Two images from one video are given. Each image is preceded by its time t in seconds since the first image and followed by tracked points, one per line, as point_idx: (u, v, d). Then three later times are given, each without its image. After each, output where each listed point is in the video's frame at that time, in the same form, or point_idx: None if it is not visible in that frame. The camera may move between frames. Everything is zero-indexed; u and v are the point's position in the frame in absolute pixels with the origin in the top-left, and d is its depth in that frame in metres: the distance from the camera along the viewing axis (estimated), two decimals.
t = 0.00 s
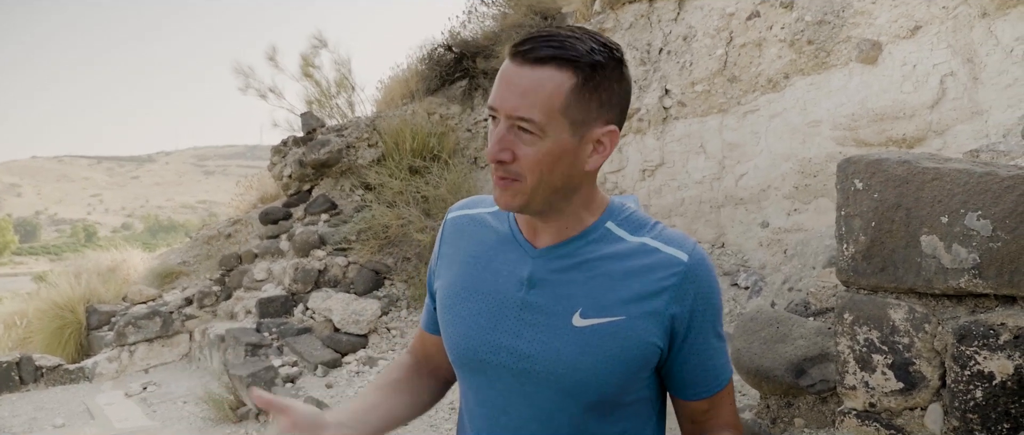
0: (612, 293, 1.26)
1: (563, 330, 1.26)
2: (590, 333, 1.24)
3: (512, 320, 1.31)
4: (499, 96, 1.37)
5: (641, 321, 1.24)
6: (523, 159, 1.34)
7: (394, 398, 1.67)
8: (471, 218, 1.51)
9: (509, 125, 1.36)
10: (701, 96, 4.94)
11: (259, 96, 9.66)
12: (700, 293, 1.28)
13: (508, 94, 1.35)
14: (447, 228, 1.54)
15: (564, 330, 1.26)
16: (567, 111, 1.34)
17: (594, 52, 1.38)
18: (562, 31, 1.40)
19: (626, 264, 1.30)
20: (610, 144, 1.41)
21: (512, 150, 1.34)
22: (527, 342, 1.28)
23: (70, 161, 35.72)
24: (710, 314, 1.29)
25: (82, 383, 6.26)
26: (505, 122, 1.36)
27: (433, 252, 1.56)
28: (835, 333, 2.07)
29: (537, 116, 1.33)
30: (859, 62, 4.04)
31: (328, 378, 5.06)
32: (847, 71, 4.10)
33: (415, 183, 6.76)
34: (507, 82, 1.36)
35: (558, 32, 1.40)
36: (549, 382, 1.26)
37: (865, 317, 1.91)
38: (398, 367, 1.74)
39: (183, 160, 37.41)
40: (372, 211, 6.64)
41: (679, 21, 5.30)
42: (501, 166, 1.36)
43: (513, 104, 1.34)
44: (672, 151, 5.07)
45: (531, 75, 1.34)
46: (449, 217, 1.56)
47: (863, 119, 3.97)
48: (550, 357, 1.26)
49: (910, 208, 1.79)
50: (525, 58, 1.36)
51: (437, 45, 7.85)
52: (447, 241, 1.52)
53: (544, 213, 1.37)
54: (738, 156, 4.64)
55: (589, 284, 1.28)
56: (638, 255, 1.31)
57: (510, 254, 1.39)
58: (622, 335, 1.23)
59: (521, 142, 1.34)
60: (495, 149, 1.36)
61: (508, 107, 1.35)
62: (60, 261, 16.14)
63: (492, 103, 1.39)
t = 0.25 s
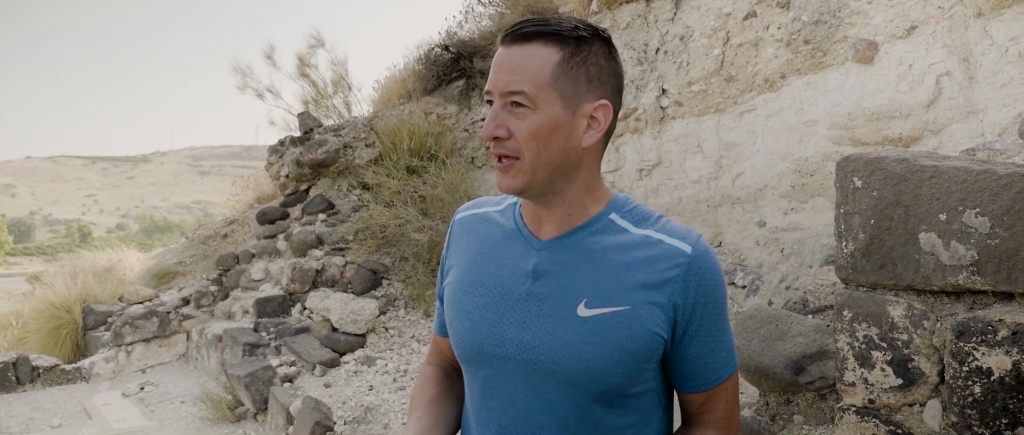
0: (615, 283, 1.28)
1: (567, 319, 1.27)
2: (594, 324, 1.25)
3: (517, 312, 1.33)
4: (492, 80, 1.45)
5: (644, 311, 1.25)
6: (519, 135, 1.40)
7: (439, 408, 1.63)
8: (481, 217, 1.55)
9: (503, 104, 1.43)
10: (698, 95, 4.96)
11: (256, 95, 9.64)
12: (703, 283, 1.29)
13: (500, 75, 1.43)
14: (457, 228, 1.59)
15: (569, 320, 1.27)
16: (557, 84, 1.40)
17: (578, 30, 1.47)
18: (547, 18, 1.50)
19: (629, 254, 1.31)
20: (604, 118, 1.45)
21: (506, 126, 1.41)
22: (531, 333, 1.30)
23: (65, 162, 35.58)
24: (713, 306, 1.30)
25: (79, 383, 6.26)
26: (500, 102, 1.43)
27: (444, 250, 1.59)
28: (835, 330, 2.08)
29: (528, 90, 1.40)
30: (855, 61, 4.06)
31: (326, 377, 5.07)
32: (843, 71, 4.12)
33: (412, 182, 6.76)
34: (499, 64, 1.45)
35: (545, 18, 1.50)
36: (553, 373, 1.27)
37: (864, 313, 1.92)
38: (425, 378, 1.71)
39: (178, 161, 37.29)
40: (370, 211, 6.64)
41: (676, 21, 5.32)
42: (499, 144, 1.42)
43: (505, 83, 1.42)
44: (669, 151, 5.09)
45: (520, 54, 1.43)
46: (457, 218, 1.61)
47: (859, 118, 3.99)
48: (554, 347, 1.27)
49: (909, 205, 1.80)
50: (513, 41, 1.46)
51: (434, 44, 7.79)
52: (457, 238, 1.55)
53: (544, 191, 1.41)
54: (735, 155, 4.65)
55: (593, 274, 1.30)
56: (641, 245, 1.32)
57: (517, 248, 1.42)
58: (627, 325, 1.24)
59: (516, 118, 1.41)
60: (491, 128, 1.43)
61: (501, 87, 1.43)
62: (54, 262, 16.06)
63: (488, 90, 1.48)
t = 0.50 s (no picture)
0: (618, 273, 1.29)
1: (570, 309, 1.29)
2: (597, 313, 1.27)
3: (523, 303, 1.36)
4: (495, 77, 1.52)
5: (647, 300, 1.26)
6: (521, 127, 1.45)
7: (448, 399, 1.66)
8: (490, 214, 1.58)
9: (506, 99, 1.49)
10: (695, 96, 4.98)
11: (253, 95, 9.61)
12: (708, 273, 1.30)
13: (502, 72, 1.50)
14: (466, 225, 1.62)
15: (573, 310, 1.29)
16: (556, 76, 1.46)
17: (575, 26, 1.53)
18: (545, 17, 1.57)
19: (632, 245, 1.33)
20: (604, 108, 1.50)
21: (509, 119, 1.47)
22: (536, 324, 1.32)
23: (59, 162, 35.43)
24: (719, 296, 1.31)
25: (76, 383, 6.25)
26: (503, 98, 1.50)
27: (453, 247, 1.63)
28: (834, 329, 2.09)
29: (529, 83, 1.46)
30: (851, 62, 4.08)
31: (324, 377, 5.07)
32: (840, 72, 4.14)
33: (410, 183, 6.76)
34: (501, 62, 1.52)
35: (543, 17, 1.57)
36: (559, 364, 1.28)
37: (863, 311, 1.94)
38: (429, 372, 1.72)
39: (174, 161, 37.17)
40: (367, 211, 6.63)
41: (674, 22, 5.34)
42: (503, 138, 1.48)
43: (507, 78, 1.49)
44: (666, 151, 5.10)
45: (520, 51, 1.50)
46: (466, 215, 1.64)
47: (856, 119, 4.01)
48: (559, 338, 1.29)
49: (908, 204, 1.81)
50: (514, 40, 1.53)
51: (431, 45, 7.76)
52: (465, 235, 1.58)
53: (548, 180, 1.45)
54: (733, 156, 4.67)
55: (596, 264, 1.32)
56: (644, 237, 1.34)
57: (523, 242, 1.45)
58: (630, 315, 1.25)
59: (518, 111, 1.46)
60: (496, 122, 1.49)
61: (503, 83, 1.50)
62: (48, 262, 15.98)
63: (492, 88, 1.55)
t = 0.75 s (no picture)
0: (621, 269, 1.31)
1: (574, 304, 1.31)
2: (600, 308, 1.28)
3: (526, 299, 1.37)
4: (500, 76, 1.54)
5: (650, 294, 1.28)
6: (525, 125, 1.47)
7: (448, 396, 1.66)
8: (492, 212, 1.59)
9: (510, 98, 1.51)
10: (691, 97, 4.99)
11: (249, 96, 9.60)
12: (710, 268, 1.31)
13: (506, 70, 1.52)
14: (468, 223, 1.63)
15: (576, 305, 1.30)
16: (559, 74, 1.48)
17: (578, 25, 1.55)
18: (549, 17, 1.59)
19: (635, 240, 1.35)
20: (607, 105, 1.52)
21: (514, 117, 1.49)
22: (539, 319, 1.33)
23: (53, 163, 35.28)
24: (721, 291, 1.32)
25: (72, 384, 6.22)
26: (507, 96, 1.52)
27: (456, 244, 1.64)
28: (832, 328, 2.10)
29: (533, 82, 1.48)
30: (847, 63, 4.10)
31: (322, 378, 5.06)
32: (836, 73, 4.16)
33: (407, 183, 6.76)
34: (505, 61, 1.54)
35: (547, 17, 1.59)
36: (562, 358, 1.30)
37: (862, 311, 1.94)
38: (430, 368, 1.72)
39: (168, 161, 37.03)
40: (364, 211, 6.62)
41: (670, 23, 5.36)
42: (507, 136, 1.50)
43: (511, 77, 1.51)
44: (663, 152, 5.11)
45: (524, 50, 1.52)
46: (469, 213, 1.65)
47: (852, 120, 4.02)
48: (562, 332, 1.30)
49: (906, 204, 1.83)
50: (518, 39, 1.55)
51: (428, 46, 7.75)
52: (468, 233, 1.60)
53: (551, 177, 1.48)
54: (729, 156, 4.67)
55: (599, 260, 1.34)
56: (647, 232, 1.36)
57: (526, 239, 1.46)
58: (633, 309, 1.27)
59: (522, 110, 1.49)
60: (500, 120, 1.51)
61: (507, 81, 1.52)
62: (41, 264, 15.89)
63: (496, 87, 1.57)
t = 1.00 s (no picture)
0: (619, 262, 1.33)
1: (572, 298, 1.32)
2: (598, 301, 1.30)
3: (524, 293, 1.38)
4: (497, 73, 1.56)
5: (648, 287, 1.29)
6: (524, 120, 1.49)
7: (440, 390, 1.66)
8: (490, 208, 1.61)
9: (508, 94, 1.53)
10: (685, 97, 5.02)
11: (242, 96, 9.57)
12: (706, 261, 1.33)
13: (504, 67, 1.54)
14: (465, 220, 1.64)
15: (575, 299, 1.32)
16: (556, 70, 1.50)
17: (573, 22, 1.58)
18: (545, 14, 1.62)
19: (632, 234, 1.37)
20: (602, 101, 1.54)
21: (512, 113, 1.50)
22: (537, 313, 1.35)
23: (45, 164, 35.07)
24: (718, 284, 1.34)
25: (65, 385, 6.19)
26: (505, 92, 1.53)
27: (453, 241, 1.65)
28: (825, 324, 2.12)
29: (531, 78, 1.50)
30: (840, 63, 4.13)
31: (317, 378, 5.06)
32: (829, 73, 4.19)
33: (402, 183, 6.77)
34: (503, 58, 1.56)
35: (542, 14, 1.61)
36: (561, 351, 1.31)
37: (856, 307, 1.96)
38: (424, 363, 1.73)
39: (161, 162, 36.85)
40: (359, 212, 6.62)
41: (664, 23, 5.39)
42: (506, 131, 1.51)
43: (509, 74, 1.53)
44: (657, 152, 5.14)
45: (521, 46, 1.54)
46: (466, 210, 1.66)
47: (845, 120, 4.05)
48: (560, 325, 1.32)
49: (899, 201, 1.84)
50: (515, 37, 1.57)
51: (422, 46, 7.73)
52: (465, 230, 1.61)
53: (550, 172, 1.49)
54: (723, 156, 4.70)
55: (597, 253, 1.36)
56: (644, 227, 1.38)
57: (525, 234, 1.47)
58: (631, 302, 1.29)
59: (520, 105, 1.50)
60: (499, 116, 1.53)
61: (505, 78, 1.53)
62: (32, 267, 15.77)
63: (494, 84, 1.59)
